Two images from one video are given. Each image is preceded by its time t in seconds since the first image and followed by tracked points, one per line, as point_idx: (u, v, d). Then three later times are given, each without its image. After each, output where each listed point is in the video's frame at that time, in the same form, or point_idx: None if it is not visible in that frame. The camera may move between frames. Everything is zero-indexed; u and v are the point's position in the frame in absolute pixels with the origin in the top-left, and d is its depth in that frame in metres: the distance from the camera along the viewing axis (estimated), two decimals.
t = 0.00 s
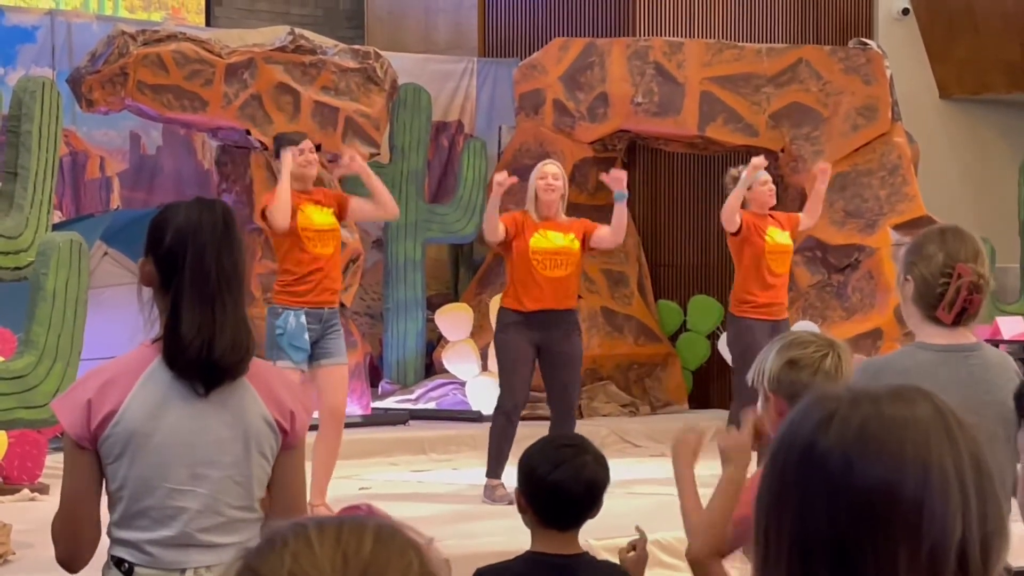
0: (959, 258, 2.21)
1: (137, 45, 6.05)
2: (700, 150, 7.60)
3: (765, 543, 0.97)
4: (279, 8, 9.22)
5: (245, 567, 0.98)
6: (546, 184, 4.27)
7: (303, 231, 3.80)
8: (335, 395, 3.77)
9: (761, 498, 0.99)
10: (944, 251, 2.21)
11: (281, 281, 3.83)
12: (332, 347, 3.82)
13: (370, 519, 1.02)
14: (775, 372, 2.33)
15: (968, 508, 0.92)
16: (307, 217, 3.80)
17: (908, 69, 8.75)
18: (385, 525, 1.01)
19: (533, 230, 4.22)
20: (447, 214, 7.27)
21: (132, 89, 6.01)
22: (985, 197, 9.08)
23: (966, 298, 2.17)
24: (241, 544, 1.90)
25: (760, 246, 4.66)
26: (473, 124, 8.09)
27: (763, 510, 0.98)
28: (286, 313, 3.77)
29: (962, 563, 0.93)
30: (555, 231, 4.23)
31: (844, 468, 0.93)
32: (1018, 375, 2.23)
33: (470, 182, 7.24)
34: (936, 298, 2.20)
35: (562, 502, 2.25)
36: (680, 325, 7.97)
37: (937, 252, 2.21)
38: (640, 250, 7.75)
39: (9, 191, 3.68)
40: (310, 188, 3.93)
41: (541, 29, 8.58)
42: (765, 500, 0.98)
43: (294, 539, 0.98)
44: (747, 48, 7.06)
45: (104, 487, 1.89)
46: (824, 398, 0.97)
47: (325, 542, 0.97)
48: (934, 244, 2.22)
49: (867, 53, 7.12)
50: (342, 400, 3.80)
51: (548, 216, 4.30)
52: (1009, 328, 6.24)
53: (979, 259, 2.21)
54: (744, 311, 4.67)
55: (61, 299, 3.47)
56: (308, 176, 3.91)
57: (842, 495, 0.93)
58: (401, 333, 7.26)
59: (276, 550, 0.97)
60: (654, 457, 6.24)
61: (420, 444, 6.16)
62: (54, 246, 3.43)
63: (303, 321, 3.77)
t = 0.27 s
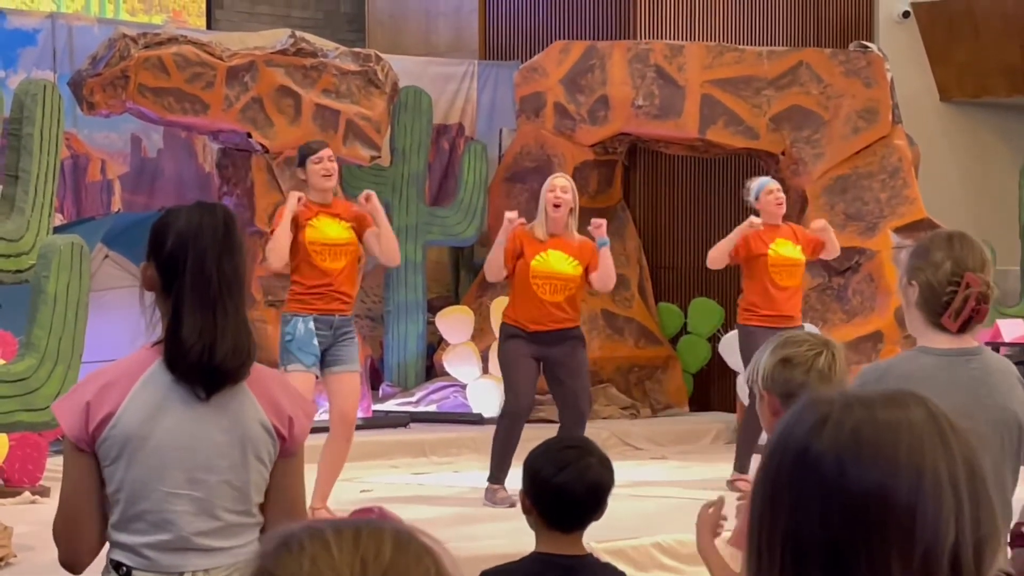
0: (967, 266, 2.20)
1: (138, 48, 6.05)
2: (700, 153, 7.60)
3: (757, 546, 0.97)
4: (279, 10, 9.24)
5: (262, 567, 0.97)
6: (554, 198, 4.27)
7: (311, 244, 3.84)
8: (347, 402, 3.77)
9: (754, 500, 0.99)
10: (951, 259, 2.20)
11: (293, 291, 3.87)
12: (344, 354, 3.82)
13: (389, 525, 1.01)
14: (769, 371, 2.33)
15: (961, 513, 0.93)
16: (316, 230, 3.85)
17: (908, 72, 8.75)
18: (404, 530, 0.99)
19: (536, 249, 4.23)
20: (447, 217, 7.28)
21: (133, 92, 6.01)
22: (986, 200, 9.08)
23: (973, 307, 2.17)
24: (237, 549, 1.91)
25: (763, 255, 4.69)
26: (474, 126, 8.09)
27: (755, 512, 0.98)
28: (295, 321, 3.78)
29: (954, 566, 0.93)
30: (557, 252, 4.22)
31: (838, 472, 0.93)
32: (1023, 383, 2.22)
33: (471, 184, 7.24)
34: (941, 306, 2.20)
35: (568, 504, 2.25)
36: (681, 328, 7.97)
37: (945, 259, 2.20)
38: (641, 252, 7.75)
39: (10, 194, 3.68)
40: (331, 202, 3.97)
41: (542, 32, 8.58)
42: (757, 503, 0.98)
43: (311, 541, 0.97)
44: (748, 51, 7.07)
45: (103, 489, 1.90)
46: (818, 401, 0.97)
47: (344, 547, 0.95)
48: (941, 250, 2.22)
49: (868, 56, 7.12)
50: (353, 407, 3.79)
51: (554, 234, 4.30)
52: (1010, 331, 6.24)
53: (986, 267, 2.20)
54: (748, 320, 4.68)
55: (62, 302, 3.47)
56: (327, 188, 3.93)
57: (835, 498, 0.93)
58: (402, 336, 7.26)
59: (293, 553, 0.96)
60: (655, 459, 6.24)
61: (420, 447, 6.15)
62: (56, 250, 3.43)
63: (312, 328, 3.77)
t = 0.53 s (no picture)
0: (971, 268, 2.21)
1: (139, 50, 6.05)
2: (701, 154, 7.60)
3: (754, 547, 0.97)
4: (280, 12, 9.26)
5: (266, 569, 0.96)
6: (559, 189, 4.24)
7: (320, 236, 3.81)
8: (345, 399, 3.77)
9: (749, 500, 0.98)
10: (954, 259, 2.21)
11: (299, 282, 3.84)
12: (347, 350, 3.81)
13: (391, 525, 1.01)
14: (773, 372, 2.34)
15: (956, 514, 0.93)
16: (325, 222, 3.82)
17: (909, 74, 8.75)
18: (408, 531, 0.99)
19: (542, 236, 4.22)
20: (448, 219, 7.27)
21: (134, 94, 6.01)
22: (986, 202, 9.08)
23: (977, 309, 2.18)
24: (235, 551, 1.91)
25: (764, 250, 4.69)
26: (474, 128, 8.09)
27: (751, 513, 0.98)
28: (301, 313, 3.78)
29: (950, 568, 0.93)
30: (566, 239, 4.22)
31: (834, 472, 0.93)
32: None
33: (470, 184, 7.25)
34: (945, 308, 2.20)
35: (567, 505, 2.25)
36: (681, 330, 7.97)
37: (948, 260, 2.21)
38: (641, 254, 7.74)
39: (11, 196, 3.68)
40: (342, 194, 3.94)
41: (543, 34, 8.58)
42: (753, 504, 0.98)
43: (316, 543, 0.96)
44: (748, 53, 7.07)
45: (100, 491, 1.90)
46: (814, 402, 0.97)
47: (349, 547, 0.95)
48: (945, 251, 2.22)
49: (868, 58, 7.13)
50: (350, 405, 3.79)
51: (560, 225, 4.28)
52: (1010, 333, 6.23)
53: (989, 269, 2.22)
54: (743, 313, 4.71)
55: (63, 304, 3.46)
56: (336, 179, 3.90)
57: (831, 499, 0.93)
58: (402, 338, 7.26)
59: (297, 552, 0.96)
60: (655, 462, 6.24)
61: (421, 449, 6.15)
62: (56, 252, 3.42)
63: (317, 322, 3.78)
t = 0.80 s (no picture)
0: (970, 269, 2.21)
1: (140, 51, 6.05)
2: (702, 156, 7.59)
3: (767, 555, 0.95)
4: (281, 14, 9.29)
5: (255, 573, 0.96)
6: (561, 201, 4.24)
7: (315, 254, 3.81)
8: (352, 408, 3.76)
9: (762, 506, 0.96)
10: (954, 260, 2.21)
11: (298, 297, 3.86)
12: (350, 361, 3.80)
13: (379, 526, 1.00)
14: (770, 379, 2.32)
15: (970, 520, 0.91)
16: (321, 241, 3.81)
17: (909, 75, 8.75)
18: (396, 533, 0.98)
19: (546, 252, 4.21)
20: (449, 221, 7.29)
21: (134, 96, 6.01)
22: (987, 203, 9.08)
23: (977, 310, 2.17)
24: (234, 552, 1.91)
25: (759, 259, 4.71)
26: (475, 129, 8.09)
27: (763, 520, 0.96)
28: (299, 328, 3.80)
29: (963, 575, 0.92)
30: (567, 253, 4.22)
31: (849, 479, 0.91)
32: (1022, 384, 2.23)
33: (472, 188, 7.18)
34: (944, 308, 2.20)
35: (563, 510, 2.25)
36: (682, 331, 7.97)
37: (948, 261, 2.21)
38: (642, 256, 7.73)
39: (12, 198, 3.68)
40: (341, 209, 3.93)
41: (543, 35, 8.59)
42: (766, 511, 0.95)
43: (306, 547, 0.96)
44: (749, 54, 7.06)
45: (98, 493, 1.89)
46: (828, 406, 0.95)
47: (337, 550, 0.95)
48: (945, 252, 2.22)
49: (869, 59, 7.13)
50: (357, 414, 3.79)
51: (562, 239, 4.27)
52: (1011, 334, 6.22)
53: (989, 270, 2.22)
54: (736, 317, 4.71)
55: (63, 307, 3.45)
56: (335, 193, 3.89)
57: (847, 506, 0.91)
58: (403, 339, 7.26)
59: (286, 556, 0.96)
60: (656, 463, 6.24)
61: (422, 451, 6.15)
62: (57, 254, 3.40)
63: (317, 335, 3.79)
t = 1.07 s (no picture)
0: (969, 274, 2.20)
1: (141, 53, 6.06)
2: (703, 157, 7.59)
3: (785, 561, 0.93)
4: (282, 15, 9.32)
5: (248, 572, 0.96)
6: (554, 198, 4.27)
7: (299, 238, 3.82)
8: (333, 399, 3.73)
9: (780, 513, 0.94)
10: (953, 264, 2.20)
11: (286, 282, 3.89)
12: (332, 352, 3.81)
13: (373, 526, 1.00)
14: (778, 378, 2.32)
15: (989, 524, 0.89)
16: (305, 224, 3.83)
17: (909, 75, 8.75)
18: (388, 532, 0.98)
19: (544, 245, 4.24)
20: (450, 221, 7.28)
21: (135, 97, 6.01)
22: (988, 204, 9.07)
23: (974, 315, 2.17)
24: (236, 553, 1.90)
25: (758, 252, 4.70)
26: (476, 130, 8.09)
27: (781, 526, 0.93)
28: (282, 316, 3.83)
29: None
30: (563, 245, 4.27)
31: (871, 482, 0.89)
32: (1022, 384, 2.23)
33: (474, 188, 7.18)
34: (942, 313, 2.20)
35: (573, 514, 2.25)
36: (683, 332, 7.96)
37: (947, 265, 2.20)
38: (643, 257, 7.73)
39: (13, 199, 3.68)
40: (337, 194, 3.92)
41: (544, 37, 8.59)
42: (784, 516, 0.93)
43: (298, 547, 0.95)
44: (750, 55, 7.06)
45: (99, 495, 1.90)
46: (845, 410, 0.93)
47: (330, 550, 0.94)
48: (944, 255, 2.22)
49: (870, 60, 7.13)
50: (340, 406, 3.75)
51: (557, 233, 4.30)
52: (1012, 335, 6.22)
53: (988, 275, 2.21)
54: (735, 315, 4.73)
55: (64, 307, 3.46)
56: (329, 178, 3.90)
57: (869, 510, 0.89)
58: (404, 340, 7.26)
59: (279, 556, 0.96)
60: (657, 464, 6.24)
61: (423, 452, 6.15)
62: (58, 254, 3.42)
63: (298, 324, 3.81)
